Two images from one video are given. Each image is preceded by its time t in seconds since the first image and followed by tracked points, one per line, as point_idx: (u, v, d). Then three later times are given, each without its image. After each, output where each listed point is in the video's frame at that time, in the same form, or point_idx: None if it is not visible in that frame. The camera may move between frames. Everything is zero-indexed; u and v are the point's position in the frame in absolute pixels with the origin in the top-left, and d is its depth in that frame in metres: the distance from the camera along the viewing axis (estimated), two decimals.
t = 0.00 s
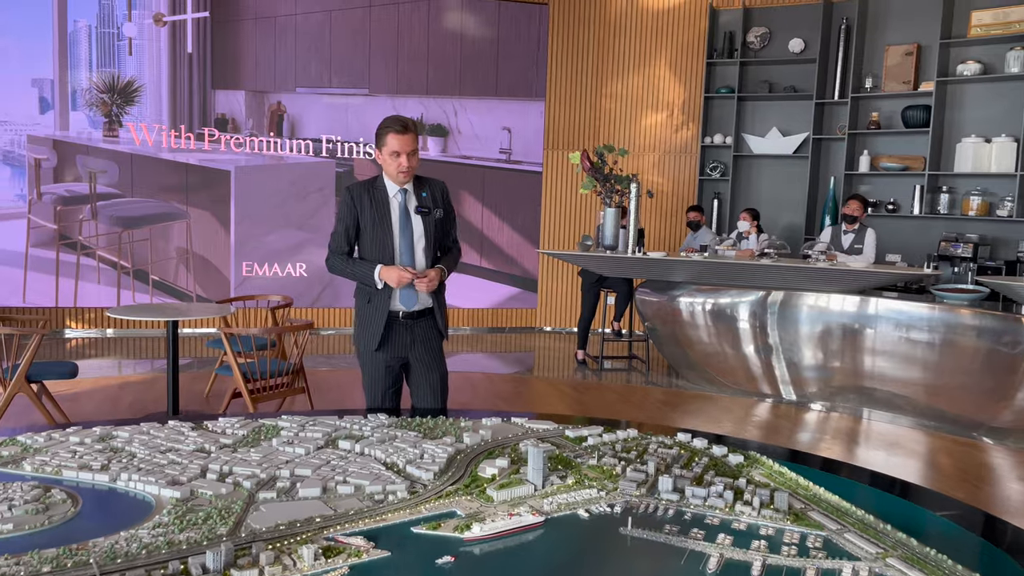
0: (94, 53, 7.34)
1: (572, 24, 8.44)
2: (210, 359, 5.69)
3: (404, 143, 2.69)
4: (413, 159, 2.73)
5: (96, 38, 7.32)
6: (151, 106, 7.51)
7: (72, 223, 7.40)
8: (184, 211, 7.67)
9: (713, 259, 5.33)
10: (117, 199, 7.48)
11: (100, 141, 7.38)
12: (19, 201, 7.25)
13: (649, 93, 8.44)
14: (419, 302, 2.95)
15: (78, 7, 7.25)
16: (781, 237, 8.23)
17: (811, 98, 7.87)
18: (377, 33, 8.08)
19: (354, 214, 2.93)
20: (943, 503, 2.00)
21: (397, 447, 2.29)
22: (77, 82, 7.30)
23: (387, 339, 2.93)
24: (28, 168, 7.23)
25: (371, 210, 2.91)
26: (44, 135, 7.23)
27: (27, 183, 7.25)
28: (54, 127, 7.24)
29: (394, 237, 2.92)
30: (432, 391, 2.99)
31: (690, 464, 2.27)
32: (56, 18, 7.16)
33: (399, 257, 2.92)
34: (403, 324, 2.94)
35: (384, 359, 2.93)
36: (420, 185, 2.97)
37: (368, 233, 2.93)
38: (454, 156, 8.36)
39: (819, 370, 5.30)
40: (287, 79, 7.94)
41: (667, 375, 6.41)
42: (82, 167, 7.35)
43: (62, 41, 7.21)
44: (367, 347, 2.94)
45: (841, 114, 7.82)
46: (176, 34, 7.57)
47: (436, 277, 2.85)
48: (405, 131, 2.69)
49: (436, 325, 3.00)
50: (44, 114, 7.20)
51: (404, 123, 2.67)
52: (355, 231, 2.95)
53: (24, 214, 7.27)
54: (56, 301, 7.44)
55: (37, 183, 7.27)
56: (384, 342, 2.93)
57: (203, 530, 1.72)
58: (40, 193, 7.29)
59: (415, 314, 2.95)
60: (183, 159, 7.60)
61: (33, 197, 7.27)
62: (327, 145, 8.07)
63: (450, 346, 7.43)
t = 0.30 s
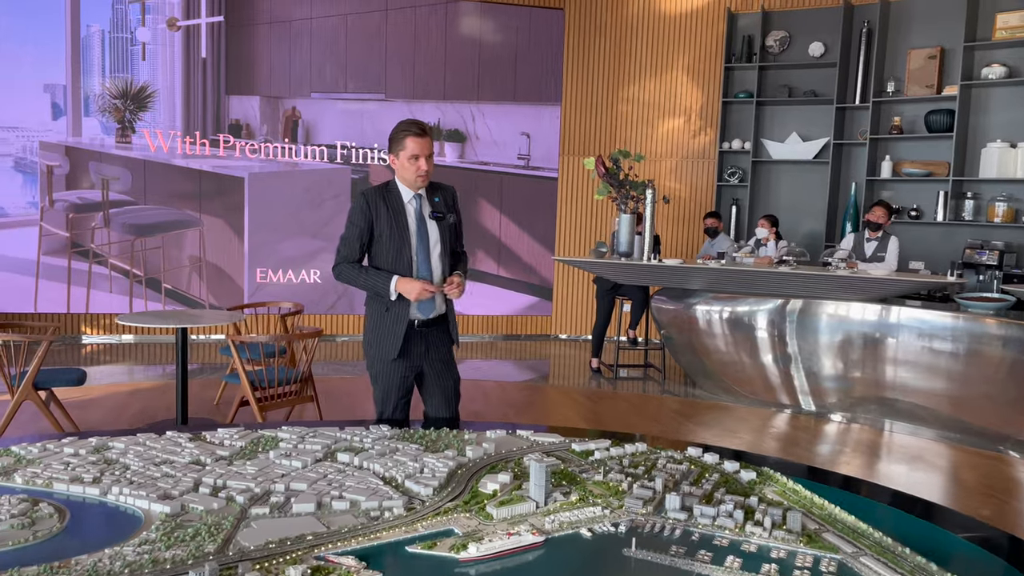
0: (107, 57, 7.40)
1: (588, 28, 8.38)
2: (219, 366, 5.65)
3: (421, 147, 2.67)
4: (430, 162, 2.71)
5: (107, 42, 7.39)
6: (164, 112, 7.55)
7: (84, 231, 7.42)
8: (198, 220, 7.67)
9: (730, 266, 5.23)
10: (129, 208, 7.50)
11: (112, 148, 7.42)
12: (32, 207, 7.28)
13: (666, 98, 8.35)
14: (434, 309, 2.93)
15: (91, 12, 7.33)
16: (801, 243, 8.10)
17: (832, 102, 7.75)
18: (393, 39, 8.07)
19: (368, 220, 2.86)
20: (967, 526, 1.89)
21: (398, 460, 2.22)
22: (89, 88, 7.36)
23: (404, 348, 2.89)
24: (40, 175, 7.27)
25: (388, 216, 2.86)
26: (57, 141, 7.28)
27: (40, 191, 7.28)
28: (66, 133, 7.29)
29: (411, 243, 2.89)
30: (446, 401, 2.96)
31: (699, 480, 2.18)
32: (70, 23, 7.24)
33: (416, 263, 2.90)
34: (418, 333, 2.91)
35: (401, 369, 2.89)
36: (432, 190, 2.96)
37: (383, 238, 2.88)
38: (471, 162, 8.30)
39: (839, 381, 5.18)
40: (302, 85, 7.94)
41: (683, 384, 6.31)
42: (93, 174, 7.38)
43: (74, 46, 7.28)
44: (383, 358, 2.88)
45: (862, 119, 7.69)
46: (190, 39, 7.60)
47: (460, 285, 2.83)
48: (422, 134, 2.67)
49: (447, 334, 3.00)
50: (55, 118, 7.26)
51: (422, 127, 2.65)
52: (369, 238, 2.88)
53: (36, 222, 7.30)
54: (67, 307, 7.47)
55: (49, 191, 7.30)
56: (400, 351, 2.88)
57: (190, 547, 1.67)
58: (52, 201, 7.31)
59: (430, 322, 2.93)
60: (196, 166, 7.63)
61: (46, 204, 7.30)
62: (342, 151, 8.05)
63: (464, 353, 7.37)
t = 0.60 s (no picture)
0: (120, 60, 7.41)
1: (606, 31, 8.30)
2: (230, 371, 5.62)
3: (442, 151, 2.64)
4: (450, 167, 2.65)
5: (120, 46, 7.39)
6: (179, 117, 7.56)
7: (96, 236, 7.43)
8: (211, 227, 7.68)
9: (747, 271, 5.13)
10: (141, 214, 7.52)
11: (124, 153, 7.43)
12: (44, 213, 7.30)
13: (684, 101, 8.25)
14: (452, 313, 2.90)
15: (104, 15, 7.34)
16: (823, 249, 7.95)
17: (854, 105, 7.62)
18: (409, 42, 8.05)
19: (389, 221, 2.82)
20: (988, 546, 1.79)
21: (394, 470, 2.16)
22: (102, 92, 7.36)
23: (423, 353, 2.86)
24: (52, 181, 7.28)
25: (409, 218, 2.82)
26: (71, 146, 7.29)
27: (52, 196, 7.30)
28: (79, 137, 7.30)
29: (431, 245, 2.86)
30: (463, 406, 2.94)
31: (705, 494, 2.10)
32: (83, 27, 7.26)
33: (437, 266, 2.86)
34: (435, 337, 2.88)
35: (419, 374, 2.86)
36: (450, 194, 2.95)
37: (403, 240, 2.84)
38: (489, 167, 8.25)
39: (860, 390, 5.05)
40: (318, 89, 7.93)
41: (701, 392, 6.20)
42: (105, 178, 7.39)
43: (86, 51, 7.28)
44: (401, 363, 2.85)
45: (885, 122, 7.55)
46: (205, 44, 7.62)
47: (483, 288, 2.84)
48: (442, 138, 2.64)
49: (462, 338, 2.97)
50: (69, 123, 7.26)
51: (443, 131, 2.63)
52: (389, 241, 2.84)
53: (48, 228, 7.31)
54: (79, 313, 7.49)
55: (61, 197, 7.32)
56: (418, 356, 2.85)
57: (171, 560, 1.61)
58: (65, 206, 7.33)
59: (447, 326, 2.90)
60: (210, 171, 7.65)
61: (58, 210, 7.31)
62: (357, 156, 8.04)
63: (478, 359, 7.30)
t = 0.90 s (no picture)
0: (133, 62, 7.46)
1: (623, 33, 8.22)
2: (241, 375, 5.61)
3: (472, 155, 2.56)
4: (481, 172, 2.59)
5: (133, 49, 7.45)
6: (194, 121, 7.61)
7: (110, 242, 7.49)
8: (224, 233, 7.72)
9: (764, 276, 5.02)
10: (155, 219, 7.57)
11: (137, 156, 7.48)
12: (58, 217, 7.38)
13: (703, 103, 8.14)
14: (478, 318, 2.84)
15: (118, 18, 7.40)
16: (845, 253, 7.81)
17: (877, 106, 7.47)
18: (426, 45, 8.02)
19: (417, 223, 2.77)
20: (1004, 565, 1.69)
21: (388, 480, 2.10)
22: (116, 95, 7.42)
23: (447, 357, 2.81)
24: (66, 185, 7.36)
25: (437, 221, 2.77)
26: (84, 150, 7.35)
27: (65, 201, 7.38)
28: (93, 142, 7.37)
29: (458, 250, 2.79)
30: (489, 411, 2.87)
31: (707, 507, 2.02)
32: (96, 30, 7.32)
33: (463, 271, 2.79)
34: (460, 342, 2.82)
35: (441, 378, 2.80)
36: (482, 199, 2.88)
37: (431, 243, 2.79)
38: (509, 171, 8.20)
39: (881, 398, 4.92)
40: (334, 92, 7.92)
41: (718, 399, 6.09)
42: (118, 182, 7.45)
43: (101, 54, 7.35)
44: (425, 366, 2.80)
45: (910, 124, 7.39)
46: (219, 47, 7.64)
47: (510, 296, 2.76)
48: (474, 143, 2.56)
49: (491, 344, 2.91)
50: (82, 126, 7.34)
51: (474, 135, 2.54)
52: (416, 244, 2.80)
53: (62, 233, 7.40)
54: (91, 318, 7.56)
55: (75, 201, 7.39)
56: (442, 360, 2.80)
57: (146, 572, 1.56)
58: (77, 211, 7.39)
59: (473, 331, 2.84)
60: (224, 175, 7.68)
61: (71, 215, 7.38)
62: (372, 160, 8.02)
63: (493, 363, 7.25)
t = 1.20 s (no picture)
0: (150, 64, 7.51)
1: (643, 35, 8.14)
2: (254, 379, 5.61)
3: (523, 160, 2.52)
4: (531, 178, 2.54)
5: (148, 51, 7.50)
6: (210, 124, 7.65)
7: (125, 247, 7.55)
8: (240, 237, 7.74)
9: (783, 280, 4.92)
10: (169, 223, 7.61)
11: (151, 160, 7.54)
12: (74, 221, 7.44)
13: (724, 105, 8.04)
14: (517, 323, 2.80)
15: (134, 20, 7.45)
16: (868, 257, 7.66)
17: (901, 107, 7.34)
18: (444, 47, 8.00)
19: (463, 224, 2.74)
20: None
21: (385, 489, 2.05)
22: (132, 98, 7.48)
23: (483, 359, 2.76)
24: (81, 190, 7.42)
25: (483, 224, 2.74)
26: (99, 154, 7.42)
27: (81, 205, 7.44)
28: (109, 145, 7.43)
29: (501, 254, 2.75)
30: (520, 416, 2.82)
31: (712, 522, 1.95)
32: (113, 32, 7.37)
33: (503, 275, 2.76)
34: (497, 345, 2.78)
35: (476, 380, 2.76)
36: (530, 204, 2.83)
37: (476, 245, 2.75)
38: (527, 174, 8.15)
39: (904, 406, 4.80)
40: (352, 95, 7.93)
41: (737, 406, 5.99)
42: (133, 185, 7.50)
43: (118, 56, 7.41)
44: (461, 367, 2.75)
45: (935, 125, 7.25)
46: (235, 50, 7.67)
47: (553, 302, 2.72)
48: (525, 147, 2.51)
49: (529, 348, 2.86)
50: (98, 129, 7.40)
51: (526, 139, 2.50)
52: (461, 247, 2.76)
53: (77, 237, 7.46)
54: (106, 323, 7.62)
55: (91, 206, 7.45)
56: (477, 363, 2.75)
57: None
58: (94, 215, 7.46)
59: (511, 335, 2.79)
60: (240, 178, 7.71)
61: (86, 220, 7.45)
62: (389, 163, 8.02)
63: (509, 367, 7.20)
